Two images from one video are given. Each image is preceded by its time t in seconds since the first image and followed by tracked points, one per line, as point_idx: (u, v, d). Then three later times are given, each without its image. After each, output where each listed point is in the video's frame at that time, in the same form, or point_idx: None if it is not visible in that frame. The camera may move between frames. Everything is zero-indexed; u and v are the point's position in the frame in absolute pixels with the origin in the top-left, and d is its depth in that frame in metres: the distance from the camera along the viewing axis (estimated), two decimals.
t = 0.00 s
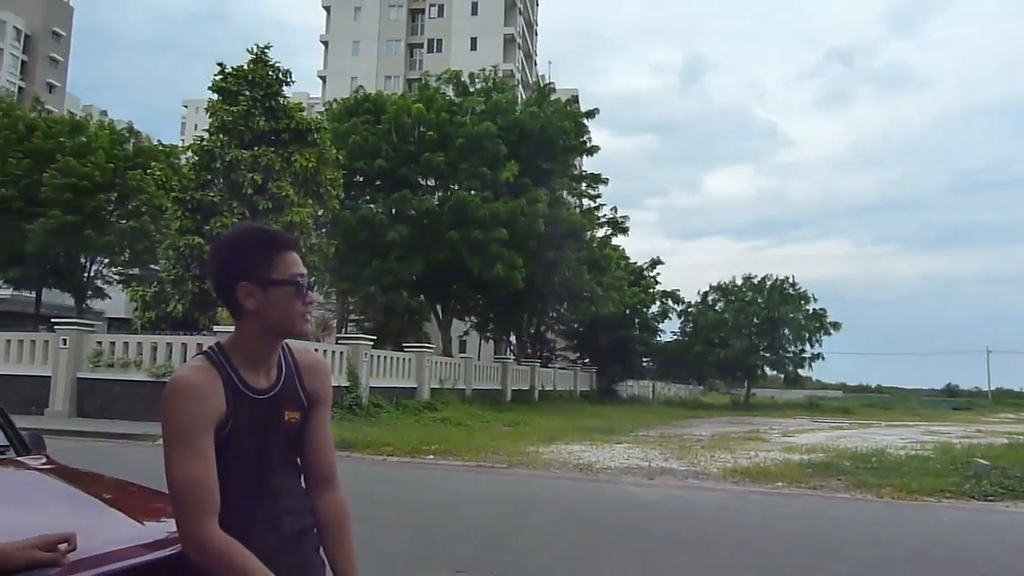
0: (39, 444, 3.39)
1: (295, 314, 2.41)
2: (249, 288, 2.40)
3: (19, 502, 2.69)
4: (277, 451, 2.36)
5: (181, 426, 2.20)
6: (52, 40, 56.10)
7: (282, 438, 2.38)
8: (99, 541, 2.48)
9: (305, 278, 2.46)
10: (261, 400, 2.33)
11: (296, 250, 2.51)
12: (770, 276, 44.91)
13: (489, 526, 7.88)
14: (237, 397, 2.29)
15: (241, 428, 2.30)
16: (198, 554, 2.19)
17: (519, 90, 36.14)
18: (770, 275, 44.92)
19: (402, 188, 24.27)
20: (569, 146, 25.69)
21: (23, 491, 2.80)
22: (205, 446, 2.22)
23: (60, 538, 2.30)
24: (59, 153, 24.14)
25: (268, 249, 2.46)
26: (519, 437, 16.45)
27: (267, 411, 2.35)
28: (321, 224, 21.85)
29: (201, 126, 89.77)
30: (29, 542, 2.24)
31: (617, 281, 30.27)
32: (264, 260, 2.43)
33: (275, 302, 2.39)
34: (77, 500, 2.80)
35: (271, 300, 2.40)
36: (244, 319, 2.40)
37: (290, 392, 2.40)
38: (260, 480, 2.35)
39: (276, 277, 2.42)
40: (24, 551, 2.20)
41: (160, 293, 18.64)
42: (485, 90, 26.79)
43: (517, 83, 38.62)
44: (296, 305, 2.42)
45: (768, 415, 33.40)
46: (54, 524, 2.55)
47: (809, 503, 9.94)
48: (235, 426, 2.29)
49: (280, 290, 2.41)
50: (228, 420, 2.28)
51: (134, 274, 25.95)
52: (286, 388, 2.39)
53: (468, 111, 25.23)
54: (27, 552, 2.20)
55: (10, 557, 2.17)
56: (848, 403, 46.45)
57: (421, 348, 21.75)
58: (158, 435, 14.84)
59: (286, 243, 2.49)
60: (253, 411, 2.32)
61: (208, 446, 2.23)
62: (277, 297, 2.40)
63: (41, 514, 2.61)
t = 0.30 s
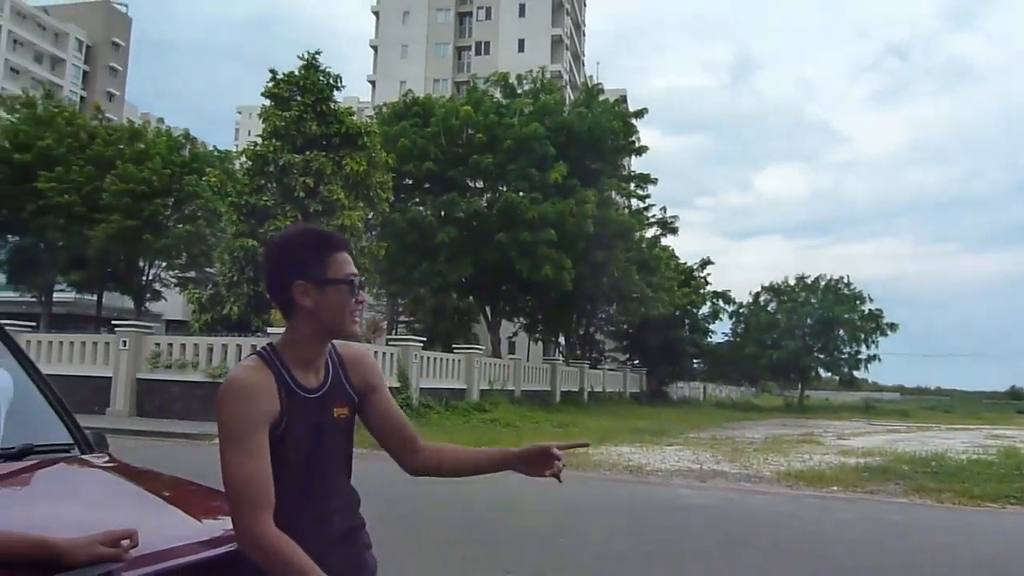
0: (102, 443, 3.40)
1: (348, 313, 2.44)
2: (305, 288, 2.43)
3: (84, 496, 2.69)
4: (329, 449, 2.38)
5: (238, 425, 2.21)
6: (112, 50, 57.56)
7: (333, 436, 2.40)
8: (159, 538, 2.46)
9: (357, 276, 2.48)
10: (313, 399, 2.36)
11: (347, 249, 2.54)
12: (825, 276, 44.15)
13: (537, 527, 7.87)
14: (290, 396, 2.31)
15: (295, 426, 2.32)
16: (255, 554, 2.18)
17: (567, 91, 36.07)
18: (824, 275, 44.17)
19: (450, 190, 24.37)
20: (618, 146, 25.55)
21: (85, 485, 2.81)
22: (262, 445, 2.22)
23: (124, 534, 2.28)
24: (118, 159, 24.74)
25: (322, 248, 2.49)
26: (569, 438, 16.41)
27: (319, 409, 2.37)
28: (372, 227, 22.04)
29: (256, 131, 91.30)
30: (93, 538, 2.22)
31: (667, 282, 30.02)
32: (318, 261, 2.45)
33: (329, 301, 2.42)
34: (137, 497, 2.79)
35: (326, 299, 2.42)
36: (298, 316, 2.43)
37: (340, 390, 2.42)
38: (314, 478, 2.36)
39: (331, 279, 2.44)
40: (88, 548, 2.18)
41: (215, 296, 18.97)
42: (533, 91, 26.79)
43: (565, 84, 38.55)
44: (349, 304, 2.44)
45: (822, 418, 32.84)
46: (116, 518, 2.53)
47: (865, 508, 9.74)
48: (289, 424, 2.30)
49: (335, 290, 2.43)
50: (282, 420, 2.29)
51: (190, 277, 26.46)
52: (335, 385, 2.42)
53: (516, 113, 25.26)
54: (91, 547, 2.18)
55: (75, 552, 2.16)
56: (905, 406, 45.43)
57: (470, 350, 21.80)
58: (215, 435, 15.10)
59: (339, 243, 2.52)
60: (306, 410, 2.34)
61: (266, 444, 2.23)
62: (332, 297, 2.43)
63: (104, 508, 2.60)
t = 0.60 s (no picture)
0: (151, 443, 3.40)
1: (388, 315, 2.41)
2: (342, 292, 2.40)
3: (132, 494, 2.70)
4: (368, 447, 2.37)
5: (277, 425, 2.19)
6: (158, 58, 58.67)
7: (370, 435, 2.39)
8: (207, 536, 2.47)
9: (395, 278, 2.44)
10: (350, 398, 2.35)
11: (383, 250, 2.50)
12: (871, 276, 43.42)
13: (578, 530, 7.80)
14: (327, 397, 2.30)
15: (334, 425, 2.31)
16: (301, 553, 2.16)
17: (607, 92, 35.91)
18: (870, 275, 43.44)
19: (490, 191, 24.38)
20: (659, 145, 25.35)
21: (133, 484, 2.82)
22: (303, 444, 2.21)
23: (172, 532, 2.29)
24: (165, 164, 25.18)
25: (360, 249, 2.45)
26: (610, 440, 16.31)
27: (356, 407, 2.36)
28: (412, 229, 22.14)
29: (298, 135, 92.45)
30: (144, 536, 2.24)
31: (709, 283, 29.73)
32: (355, 264, 2.42)
33: (370, 305, 2.39)
34: (184, 495, 2.80)
35: (364, 303, 2.39)
36: (337, 319, 2.40)
37: (374, 388, 2.42)
38: (355, 476, 2.36)
39: (368, 282, 2.41)
40: (139, 545, 2.20)
41: (259, 298, 19.17)
42: (572, 92, 26.71)
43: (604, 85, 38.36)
44: (388, 306, 2.41)
45: (868, 420, 32.28)
46: (164, 516, 2.54)
47: (915, 513, 9.51)
48: (328, 423, 2.29)
49: (374, 292, 2.40)
50: (321, 421, 2.28)
51: (235, 279, 26.81)
52: (369, 384, 2.42)
53: (555, 114, 25.20)
54: (142, 545, 2.20)
55: (127, 548, 2.18)
56: (955, 408, 44.45)
57: (510, 351, 21.76)
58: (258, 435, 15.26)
59: (376, 245, 2.49)
60: (344, 408, 2.33)
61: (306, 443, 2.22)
62: (372, 300, 2.39)
63: (151, 507, 2.62)
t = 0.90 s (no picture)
0: (184, 443, 3.40)
1: (405, 313, 2.38)
2: (359, 293, 2.38)
3: (165, 494, 2.69)
4: (392, 448, 2.35)
5: (300, 427, 2.17)
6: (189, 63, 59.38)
7: (394, 435, 2.37)
8: (239, 535, 2.46)
9: (410, 277, 2.43)
10: (373, 399, 2.33)
11: (399, 250, 2.49)
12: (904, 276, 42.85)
13: (606, 532, 7.75)
14: (350, 397, 2.28)
15: (358, 427, 2.29)
16: (326, 555, 2.15)
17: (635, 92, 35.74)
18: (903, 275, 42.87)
19: (518, 193, 24.36)
20: (688, 146, 25.19)
21: (167, 483, 2.82)
22: (326, 445, 2.19)
23: (205, 531, 2.28)
24: (196, 168, 25.44)
25: (374, 251, 2.44)
26: (639, 442, 16.21)
27: (379, 408, 2.34)
28: (440, 230, 22.18)
29: (327, 138, 93.09)
30: (176, 534, 2.23)
31: (739, 284, 29.50)
32: (371, 265, 2.40)
33: (387, 304, 2.37)
34: (216, 494, 2.79)
35: (381, 303, 2.37)
36: (354, 320, 2.38)
37: (396, 388, 2.40)
38: (379, 477, 2.34)
39: (385, 282, 2.39)
40: (173, 544, 2.19)
41: (289, 300, 19.29)
42: (600, 92, 26.62)
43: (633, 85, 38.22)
44: (404, 304, 2.38)
45: (902, 423, 31.82)
46: (197, 516, 2.53)
47: (951, 518, 9.35)
48: (351, 425, 2.28)
49: (390, 292, 2.38)
50: (344, 422, 2.26)
51: (265, 281, 27.02)
52: (392, 383, 2.40)
53: (583, 115, 25.13)
54: (174, 543, 2.20)
55: (160, 547, 2.18)
56: (991, 411, 43.72)
57: (538, 352, 21.71)
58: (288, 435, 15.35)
59: (392, 246, 2.47)
60: (367, 410, 2.31)
61: (330, 445, 2.20)
62: (388, 299, 2.37)
63: (183, 506, 2.60)
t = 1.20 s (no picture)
0: (212, 443, 3.38)
1: (422, 316, 2.34)
2: (375, 294, 2.36)
3: (192, 493, 2.67)
4: (414, 450, 2.32)
5: (319, 426, 2.15)
6: (215, 68, 59.88)
7: (417, 436, 2.33)
8: (265, 535, 2.43)
9: (428, 280, 2.38)
10: (395, 399, 2.30)
11: (422, 252, 2.45)
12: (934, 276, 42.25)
13: (631, 534, 7.73)
14: (372, 396, 2.25)
15: (380, 427, 2.26)
16: (345, 555, 2.13)
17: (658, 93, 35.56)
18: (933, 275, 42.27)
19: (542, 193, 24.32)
20: (712, 145, 25.03)
21: (194, 483, 2.80)
22: (345, 446, 2.16)
23: (232, 531, 2.26)
24: (222, 171, 25.63)
25: (391, 251, 2.41)
26: (664, 444, 16.11)
27: (401, 408, 2.31)
28: (464, 232, 22.18)
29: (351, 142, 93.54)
30: (205, 534, 2.21)
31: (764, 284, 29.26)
32: (388, 266, 2.38)
33: (400, 306, 2.33)
34: (242, 494, 2.77)
35: (396, 304, 2.34)
36: (371, 321, 2.36)
37: (419, 387, 2.37)
38: (400, 478, 2.31)
39: (399, 283, 2.36)
40: (201, 543, 2.17)
41: (314, 302, 19.36)
42: (624, 92, 26.51)
43: (656, 85, 38.06)
44: (419, 307, 2.34)
45: (931, 425, 31.39)
46: (224, 515, 2.51)
47: (982, 522, 9.20)
48: (373, 426, 2.25)
49: (405, 293, 2.35)
50: (367, 422, 2.23)
51: (291, 283, 27.15)
52: (415, 383, 2.36)
53: (606, 115, 25.05)
54: (202, 543, 2.17)
55: (188, 547, 2.15)
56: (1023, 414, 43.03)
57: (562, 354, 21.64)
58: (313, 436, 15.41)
59: (411, 246, 2.43)
60: (389, 410, 2.28)
61: (349, 445, 2.17)
62: (401, 301, 2.34)
63: (212, 505, 2.58)
